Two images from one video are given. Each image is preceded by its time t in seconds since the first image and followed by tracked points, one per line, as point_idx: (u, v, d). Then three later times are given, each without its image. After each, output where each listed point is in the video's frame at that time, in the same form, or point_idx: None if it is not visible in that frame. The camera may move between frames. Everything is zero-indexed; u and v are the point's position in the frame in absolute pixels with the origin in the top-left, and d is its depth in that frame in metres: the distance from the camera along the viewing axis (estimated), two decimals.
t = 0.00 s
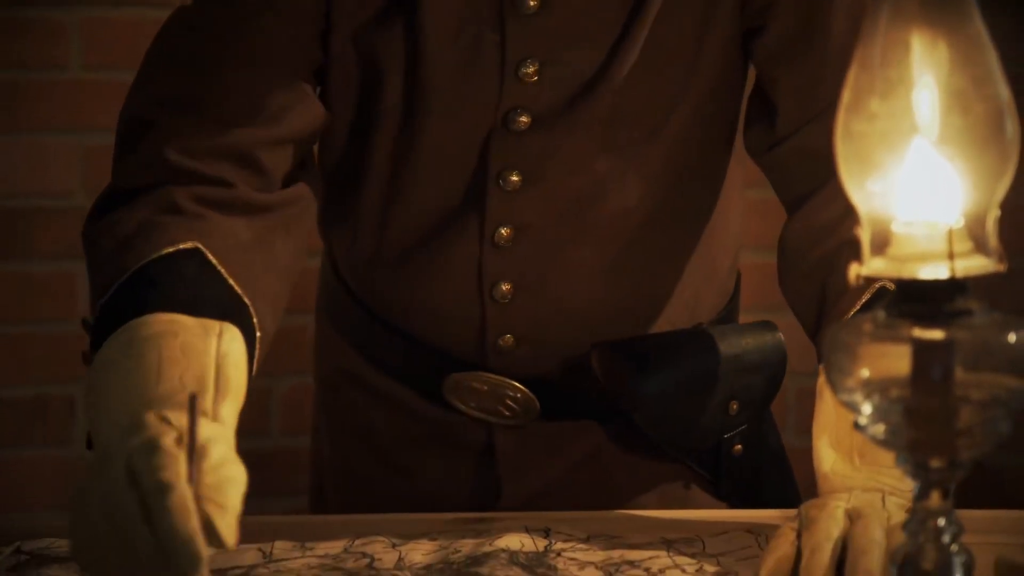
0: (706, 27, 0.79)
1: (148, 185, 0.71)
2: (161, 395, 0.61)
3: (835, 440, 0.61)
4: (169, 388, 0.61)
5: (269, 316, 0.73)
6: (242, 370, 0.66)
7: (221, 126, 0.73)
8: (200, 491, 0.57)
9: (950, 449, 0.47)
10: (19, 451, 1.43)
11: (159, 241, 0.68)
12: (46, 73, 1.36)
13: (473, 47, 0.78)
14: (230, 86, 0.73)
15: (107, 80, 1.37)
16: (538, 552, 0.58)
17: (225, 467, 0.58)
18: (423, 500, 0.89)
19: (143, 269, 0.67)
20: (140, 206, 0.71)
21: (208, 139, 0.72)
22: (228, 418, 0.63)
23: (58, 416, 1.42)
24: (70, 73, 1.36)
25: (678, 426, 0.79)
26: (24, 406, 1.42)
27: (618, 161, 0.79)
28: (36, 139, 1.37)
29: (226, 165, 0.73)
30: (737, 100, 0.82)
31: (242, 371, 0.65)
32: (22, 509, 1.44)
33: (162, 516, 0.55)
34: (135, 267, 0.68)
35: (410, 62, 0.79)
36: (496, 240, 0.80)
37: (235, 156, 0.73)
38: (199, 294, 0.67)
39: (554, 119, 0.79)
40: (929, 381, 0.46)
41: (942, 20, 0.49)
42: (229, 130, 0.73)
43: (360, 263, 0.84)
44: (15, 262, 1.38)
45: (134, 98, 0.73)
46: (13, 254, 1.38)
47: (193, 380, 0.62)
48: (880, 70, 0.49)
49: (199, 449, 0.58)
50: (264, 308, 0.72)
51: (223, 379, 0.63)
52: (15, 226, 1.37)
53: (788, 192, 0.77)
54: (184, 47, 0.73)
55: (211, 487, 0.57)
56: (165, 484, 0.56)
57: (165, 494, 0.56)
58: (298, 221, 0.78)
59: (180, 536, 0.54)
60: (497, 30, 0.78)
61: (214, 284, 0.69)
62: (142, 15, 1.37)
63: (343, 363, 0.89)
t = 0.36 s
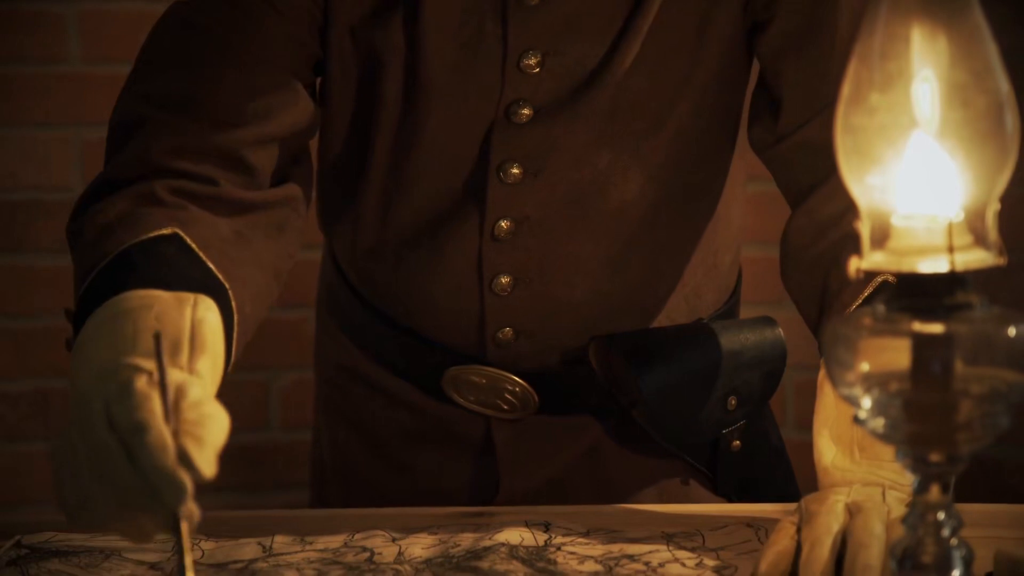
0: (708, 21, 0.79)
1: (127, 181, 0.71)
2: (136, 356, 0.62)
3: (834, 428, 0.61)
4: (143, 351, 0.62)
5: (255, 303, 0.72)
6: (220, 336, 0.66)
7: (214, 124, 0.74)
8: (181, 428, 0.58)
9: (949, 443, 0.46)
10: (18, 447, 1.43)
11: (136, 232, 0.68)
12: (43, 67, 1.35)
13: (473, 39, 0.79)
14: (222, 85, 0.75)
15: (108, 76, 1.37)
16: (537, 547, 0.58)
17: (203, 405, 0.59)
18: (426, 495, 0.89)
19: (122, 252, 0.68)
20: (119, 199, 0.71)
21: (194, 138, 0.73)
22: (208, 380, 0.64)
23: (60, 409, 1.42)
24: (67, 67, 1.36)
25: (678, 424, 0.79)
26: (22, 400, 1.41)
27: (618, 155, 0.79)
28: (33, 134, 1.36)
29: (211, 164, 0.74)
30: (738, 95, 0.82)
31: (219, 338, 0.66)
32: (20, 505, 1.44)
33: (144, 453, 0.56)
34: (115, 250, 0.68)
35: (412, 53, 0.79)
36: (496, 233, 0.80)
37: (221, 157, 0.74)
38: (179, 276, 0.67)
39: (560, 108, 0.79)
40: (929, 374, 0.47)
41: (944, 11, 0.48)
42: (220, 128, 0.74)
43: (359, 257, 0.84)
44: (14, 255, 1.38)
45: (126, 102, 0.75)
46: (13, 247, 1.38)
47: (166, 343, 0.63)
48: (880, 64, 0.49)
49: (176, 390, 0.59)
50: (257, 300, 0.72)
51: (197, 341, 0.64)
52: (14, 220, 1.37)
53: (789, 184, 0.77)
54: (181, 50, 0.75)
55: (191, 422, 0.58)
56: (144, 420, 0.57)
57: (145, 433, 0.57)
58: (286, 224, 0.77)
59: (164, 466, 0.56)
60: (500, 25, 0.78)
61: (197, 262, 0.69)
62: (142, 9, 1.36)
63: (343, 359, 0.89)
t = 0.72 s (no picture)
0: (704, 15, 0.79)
1: (120, 170, 0.71)
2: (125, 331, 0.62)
3: (833, 425, 0.61)
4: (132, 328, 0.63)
5: (247, 291, 0.72)
6: (209, 314, 0.66)
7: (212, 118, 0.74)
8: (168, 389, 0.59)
9: (949, 435, 0.47)
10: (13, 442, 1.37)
11: (125, 222, 0.68)
12: (40, 60, 1.31)
13: (467, 32, 0.79)
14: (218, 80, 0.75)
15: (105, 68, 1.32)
16: (537, 539, 0.58)
17: (189, 368, 0.60)
18: (426, 487, 0.89)
19: (111, 238, 0.68)
20: (110, 188, 0.71)
21: (189, 130, 0.73)
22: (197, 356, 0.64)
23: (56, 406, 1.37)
24: (68, 61, 1.31)
25: (675, 416, 0.79)
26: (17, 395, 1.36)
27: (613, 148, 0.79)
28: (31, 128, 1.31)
29: (207, 157, 0.73)
30: (734, 88, 0.82)
31: (207, 316, 0.66)
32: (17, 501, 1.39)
33: (133, 416, 0.58)
34: (107, 236, 0.68)
35: (406, 45, 0.79)
36: (491, 226, 0.80)
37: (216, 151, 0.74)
38: (169, 260, 0.67)
39: (554, 100, 0.79)
40: (929, 368, 0.47)
41: (942, 8, 0.48)
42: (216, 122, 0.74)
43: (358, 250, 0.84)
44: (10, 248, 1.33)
45: (122, 94, 0.75)
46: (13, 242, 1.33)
47: (154, 318, 0.64)
48: (879, 58, 0.49)
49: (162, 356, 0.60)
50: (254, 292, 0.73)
51: (185, 315, 0.64)
52: (14, 214, 1.32)
53: (787, 176, 0.77)
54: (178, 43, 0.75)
55: (178, 385, 0.59)
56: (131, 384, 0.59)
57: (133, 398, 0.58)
58: (278, 215, 0.77)
59: (152, 428, 0.58)
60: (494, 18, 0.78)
61: (187, 245, 0.69)
62: None
63: (342, 352, 0.88)
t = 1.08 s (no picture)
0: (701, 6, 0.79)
1: (119, 164, 0.71)
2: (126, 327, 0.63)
3: (832, 417, 0.61)
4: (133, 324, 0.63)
5: (249, 283, 0.72)
6: (209, 306, 0.67)
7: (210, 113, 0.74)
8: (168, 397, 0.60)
9: (949, 426, 0.47)
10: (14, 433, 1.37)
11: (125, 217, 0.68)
12: (40, 52, 1.30)
13: (465, 24, 0.79)
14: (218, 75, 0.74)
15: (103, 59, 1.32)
16: (537, 531, 0.58)
17: (188, 372, 0.61)
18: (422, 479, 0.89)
19: (112, 234, 0.68)
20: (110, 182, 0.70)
21: (189, 124, 0.73)
22: (198, 349, 0.65)
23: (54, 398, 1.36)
24: (67, 52, 1.31)
25: (667, 405, 0.78)
26: (18, 386, 1.35)
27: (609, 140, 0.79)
28: (30, 120, 1.31)
29: (204, 150, 0.74)
30: (729, 79, 0.82)
31: (208, 308, 0.67)
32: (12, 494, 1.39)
33: (134, 415, 0.58)
34: (108, 231, 0.68)
35: (402, 36, 0.79)
36: (486, 216, 0.80)
37: (214, 145, 0.74)
38: (170, 256, 0.67)
39: (550, 91, 0.78)
40: (928, 358, 0.47)
41: None
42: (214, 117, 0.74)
43: (355, 241, 0.84)
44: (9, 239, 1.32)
45: (122, 85, 0.75)
46: (13, 234, 1.32)
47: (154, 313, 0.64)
48: (880, 48, 0.48)
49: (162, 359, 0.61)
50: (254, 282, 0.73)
51: (185, 308, 0.65)
52: (14, 205, 1.32)
53: (784, 168, 0.77)
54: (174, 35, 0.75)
55: (177, 392, 0.60)
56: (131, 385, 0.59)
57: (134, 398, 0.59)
58: (279, 207, 0.77)
59: (152, 427, 0.58)
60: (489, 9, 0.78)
61: (189, 239, 0.69)
62: None
63: (338, 343, 0.88)
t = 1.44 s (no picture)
0: None
1: (112, 153, 0.71)
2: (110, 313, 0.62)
3: (830, 413, 0.62)
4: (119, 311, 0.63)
5: (241, 271, 0.72)
6: (199, 291, 0.67)
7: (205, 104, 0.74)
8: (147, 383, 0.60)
9: (949, 420, 0.47)
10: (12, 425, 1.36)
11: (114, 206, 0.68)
12: (35, 45, 1.29)
13: (458, 16, 0.78)
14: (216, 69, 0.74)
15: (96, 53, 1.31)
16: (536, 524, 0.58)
17: (167, 352, 0.61)
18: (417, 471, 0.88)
19: (100, 224, 0.67)
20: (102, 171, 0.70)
21: (183, 113, 0.73)
22: (184, 335, 0.64)
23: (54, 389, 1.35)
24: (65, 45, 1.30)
25: (662, 399, 0.78)
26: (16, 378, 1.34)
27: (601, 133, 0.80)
28: (29, 113, 1.30)
29: (200, 140, 0.73)
30: (723, 72, 0.82)
31: (197, 293, 0.67)
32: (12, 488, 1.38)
33: (111, 398, 0.58)
34: (98, 221, 0.68)
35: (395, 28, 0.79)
36: (481, 208, 0.79)
37: (207, 138, 0.73)
38: (161, 243, 0.67)
39: (544, 82, 0.79)
40: (928, 351, 0.46)
41: None
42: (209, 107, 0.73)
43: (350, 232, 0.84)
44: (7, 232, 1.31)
45: (116, 77, 0.75)
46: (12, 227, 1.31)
47: (139, 299, 0.64)
48: (879, 42, 0.48)
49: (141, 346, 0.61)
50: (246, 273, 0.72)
51: (170, 293, 0.65)
52: (14, 198, 1.31)
53: (782, 160, 0.77)
54: (170, 27, 0.75)
55: (155, 371, 0.60)
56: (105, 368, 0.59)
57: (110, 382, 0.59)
58: (271, 195, 0.77)
59: (130, 409, 0.58)
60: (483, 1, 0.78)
61: (177, 227, 0.68)
62: None
63: (337, 336, 0.88)
